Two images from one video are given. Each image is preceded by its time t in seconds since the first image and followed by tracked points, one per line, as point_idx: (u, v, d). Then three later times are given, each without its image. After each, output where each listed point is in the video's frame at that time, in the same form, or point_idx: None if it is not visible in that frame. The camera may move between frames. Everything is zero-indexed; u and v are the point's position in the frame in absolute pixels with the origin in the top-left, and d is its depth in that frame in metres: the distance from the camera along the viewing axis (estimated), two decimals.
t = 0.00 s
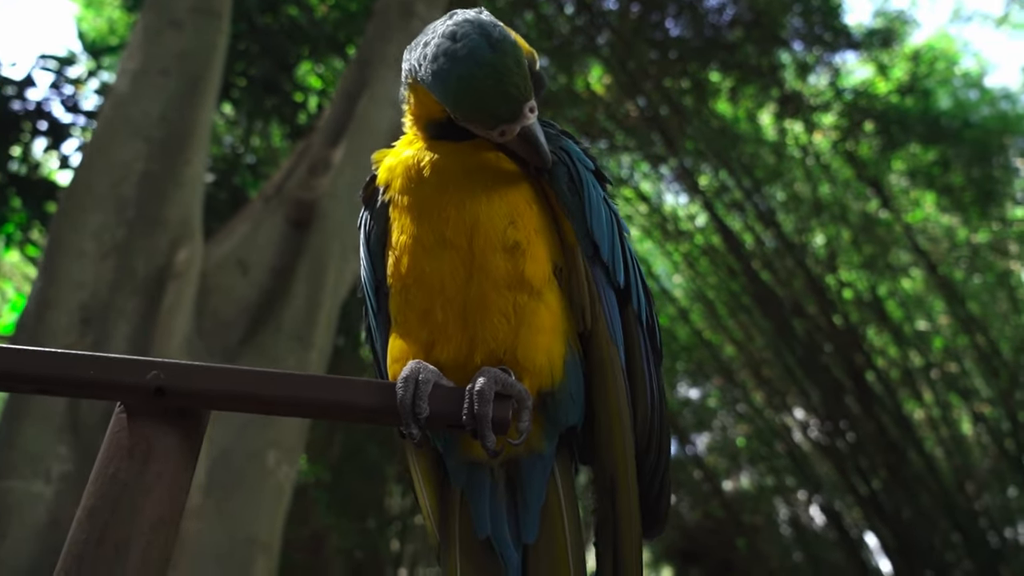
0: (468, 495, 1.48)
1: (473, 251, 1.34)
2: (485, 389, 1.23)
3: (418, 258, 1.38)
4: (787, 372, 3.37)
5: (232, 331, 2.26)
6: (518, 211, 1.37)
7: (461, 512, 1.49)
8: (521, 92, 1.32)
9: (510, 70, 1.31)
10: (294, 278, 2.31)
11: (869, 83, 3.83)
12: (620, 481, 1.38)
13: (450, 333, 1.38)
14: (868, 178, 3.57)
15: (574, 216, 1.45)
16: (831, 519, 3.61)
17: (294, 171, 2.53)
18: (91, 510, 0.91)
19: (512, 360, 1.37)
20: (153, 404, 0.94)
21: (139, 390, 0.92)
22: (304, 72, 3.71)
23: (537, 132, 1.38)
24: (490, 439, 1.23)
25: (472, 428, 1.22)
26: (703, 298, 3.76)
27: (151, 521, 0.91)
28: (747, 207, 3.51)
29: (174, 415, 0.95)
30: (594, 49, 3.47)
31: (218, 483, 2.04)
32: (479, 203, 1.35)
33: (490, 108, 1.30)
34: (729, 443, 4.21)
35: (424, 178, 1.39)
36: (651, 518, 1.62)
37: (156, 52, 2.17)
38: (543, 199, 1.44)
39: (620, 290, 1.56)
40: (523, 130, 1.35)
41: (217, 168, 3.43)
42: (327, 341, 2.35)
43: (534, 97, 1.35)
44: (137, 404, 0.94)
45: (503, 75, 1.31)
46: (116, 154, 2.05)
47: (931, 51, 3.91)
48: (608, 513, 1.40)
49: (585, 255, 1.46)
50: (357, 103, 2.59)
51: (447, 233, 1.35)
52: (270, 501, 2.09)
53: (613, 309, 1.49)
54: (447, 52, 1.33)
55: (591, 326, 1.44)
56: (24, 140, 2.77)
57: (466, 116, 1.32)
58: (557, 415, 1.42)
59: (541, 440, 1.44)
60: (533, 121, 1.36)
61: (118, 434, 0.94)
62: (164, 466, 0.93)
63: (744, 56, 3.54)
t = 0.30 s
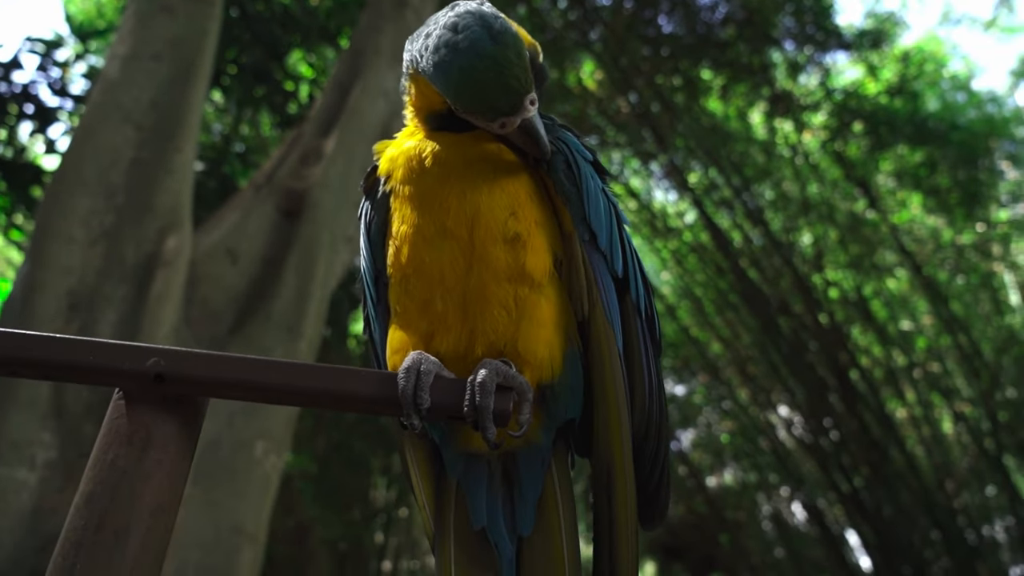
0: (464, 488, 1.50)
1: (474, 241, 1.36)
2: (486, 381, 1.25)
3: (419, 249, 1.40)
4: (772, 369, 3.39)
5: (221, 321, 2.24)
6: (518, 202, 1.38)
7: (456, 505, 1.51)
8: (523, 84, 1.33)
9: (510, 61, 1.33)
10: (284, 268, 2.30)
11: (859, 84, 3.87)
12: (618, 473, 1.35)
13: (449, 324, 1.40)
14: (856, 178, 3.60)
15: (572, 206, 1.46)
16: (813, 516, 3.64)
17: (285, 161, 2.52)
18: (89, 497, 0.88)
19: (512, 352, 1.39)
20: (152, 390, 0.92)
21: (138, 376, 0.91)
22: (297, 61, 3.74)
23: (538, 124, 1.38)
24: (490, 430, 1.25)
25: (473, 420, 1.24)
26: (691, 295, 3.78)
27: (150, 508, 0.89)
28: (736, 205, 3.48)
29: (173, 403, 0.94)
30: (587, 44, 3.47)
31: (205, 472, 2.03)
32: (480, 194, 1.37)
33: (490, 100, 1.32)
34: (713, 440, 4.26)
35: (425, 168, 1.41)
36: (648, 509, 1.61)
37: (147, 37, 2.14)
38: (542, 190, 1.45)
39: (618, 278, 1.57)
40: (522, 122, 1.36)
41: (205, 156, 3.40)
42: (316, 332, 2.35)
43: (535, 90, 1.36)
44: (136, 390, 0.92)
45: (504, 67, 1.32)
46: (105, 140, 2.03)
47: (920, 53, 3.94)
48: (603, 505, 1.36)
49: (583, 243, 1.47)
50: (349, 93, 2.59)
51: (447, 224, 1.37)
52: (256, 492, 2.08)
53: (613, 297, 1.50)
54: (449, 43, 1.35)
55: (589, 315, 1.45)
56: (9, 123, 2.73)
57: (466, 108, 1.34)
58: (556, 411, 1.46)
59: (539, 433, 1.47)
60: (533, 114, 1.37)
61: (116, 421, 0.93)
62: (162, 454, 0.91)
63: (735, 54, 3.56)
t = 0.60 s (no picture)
0: (464, 484, 1.54)
1: (477, 238, 1.37)
2: (490, 378, 1.27)
3: (421, 245, 1.41)
4: (759, 371, 3.41)
5: (210, 315, 2.22)
6: (522, 200, 1.40)
7: (457, 500, 1.55)
8: (527, 82, 1.35)
9: (516, 60, 1.34)
10: (275, 261, 2.29)
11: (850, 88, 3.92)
12: (623, 469, 1.40)
13: (451, 320, 1.41)
14: (845, 182, 3.63)
15: (577, 205, 1.48)
16: (798, 517, 3.65)
17: (277, 154, 2.52)
18: (91, 490, 0.87)
19: (516, 350, 1.41)
20: (155, 383, 0.92)
21: (141, 369, 0.91)
22: (288, 55, 3.71)
23: (543, 121, 1.41)
24: (494, 428, 1.25)
25: (477, 418, 1.24)
26: (679, 295, 3.79)
27: (152, 501, 0.88)
28: (725, 207, 3.52)
29: (176, 395, 0.93)
30: (580, 43, 3.48)
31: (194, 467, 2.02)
32: (483, 190, 1.38)
33: (496, 99, 1.33)
34: (699, 440, 4.26)
35: (429, 164, 1.43)
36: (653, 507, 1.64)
37: (139, 27, 2.13)
38: (546, 188, 1.47)
39: (621, 278, 1.60)
40: (528, 119, 1.38)
41: (195, 149, 3.38)
42: (306, 328, 2.33)
43: (539, 87, 1.38)
44: (139, 382, 0.92)
45: (509, 66, 1.33)
46: (95, 129, 2.00)
47: (909, 58, 4.02)
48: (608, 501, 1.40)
49: (587, 243, 1.49)
50: (342, 88, 2.59)
51: (450, 220, 1.38)
52: (245, 488, 2.07)
53: (614, 296, 1.53)
54: (454, 41, 1.35)
55: (592, 314, 1.48)
56: None
57: (472, 106, 1.35)
58: (558, 407, 1.49)
59: (541, 431, 1.50)
60: (538, 111, 1.39)
61: (118, 415, 0.92)
62: (164, 447, 0.90)
63: (727, 57, 3.66)
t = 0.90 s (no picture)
0: (468, 484, 1.54)
1: (485, 237, 1.38)
2: (500, 379, 1.26)
3: (430, 243, 1.42)
4: (743, 374, 3.43)
5: (199, 311, 2.19)
6: (530, 200, 1.41)
7: (461, 500, 1.55)
8: (544, 80, 1.39)
9: (533, 58, 1.38)
10: (265, 258, 2.27)
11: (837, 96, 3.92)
12: (616, 472, 1.43)
13: (459, 319, 1.42)
14: (831, 189, 3.67)
15: (587, 208, 1.50)
16: (779, 520, 3.68)
17: (267, 150, 2.50)
18: (96, 486, 0.87)
19: (523, 351, 1.41)
20: (162, 380, 0.91)
21: (149, 365, 0.91)
22: (279, 50, 3.69)
23: (557, 121, 1.44)
24: (502, 428, 1.24)
25: (486, 418, 1.24)
26: (666, 299, 3.81)
27: (158, 498, 0.88)
28: (714, 211, 3.53)
29: (183, 392, 0.93)
30: (571, 45, 3.49)
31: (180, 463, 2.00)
32: (492, 190, 1.39)
33: (514, 95, 1.37)
34: (682, 444, 4.30)
35: (437, 162, 1.44)
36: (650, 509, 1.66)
37: (131, 19, 2.12)
38: (555, 190, 1.49)
39: (628, 285, 1.61)
40: (544, 117, 1.42)
41: (183, 142, 3.35)
42: (295, 325, 2.33)
43: (556, 86, 1.42)
44: (146, 378, 0.92)
45: (527, 64, 1.37)
46: (85, 121, 1.99)
47: (896, 68, 4.07)
48: (598, 506, 1.46)
49: (596, 247, 1.51)
50: (335, 85, 2.59)
51: (459, 218, 1.39)
52: (231, 484, 2.06)
53: (620, 301, 1.55)
54: (471, 40, 1.40)
55: (598, 318, 1.50)
56: None
57: (487, 104, 1.39)
58: (563, 409, 1.49)
59: (546, 432, 1.50)
60: (554, 109, 1.43)
61: (123, 411, 0.92)
62: (171, 443, 0.90)
63: (717, 61, 3.67)
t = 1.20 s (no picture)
0: (470, 485, 1.56)
1: (492, 239, 1.40)
2: (507, 380, 1.32)
3: (437, 244, 1.43)
4: (730, 378, 3.44)
5: (189, 307, 2.18)
6: (538, 203, 1.43)
7: (463, 501, 1.57)
8: (552, 72, 1.38)
9: (540, 53, 1.38)
10: (256, 256, 2.26)
11: (827, 102, 3.99)
12: (637, 476, 1.44)
13: (465, 321, 1.44)
14: (820, 196, 3.70)
15: (600, 206, 1.49)
16: (764, 523, 3.69)
17: (259, 147, 2.49)
18: (101, 484, 0.89)
19: (529, 353, 1.44)
20: (167, 376, 0.92)
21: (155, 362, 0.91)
22: (270, 47, 3.67)
23: (566, 112, 1.45)
24: (510, 430, 1.28)
25: (492, 419, 1.28)
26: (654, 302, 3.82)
27: (163, 496, 0.89)
28: (703, 216, 3.56)
29: (188, 390, 0.94)
30: (564, 47, 3.50)
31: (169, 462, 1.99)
32: (499, 192, 1.41)
33: (521, 88, 1.36)
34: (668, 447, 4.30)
35: (445, 163, 1.45)
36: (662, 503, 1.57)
37: (123, 14, 2.11)
38: (564, 189, 1.50)
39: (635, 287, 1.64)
40: (553, 108, 1.42)
41: (173, 138, 3.33)
42: (285, 324, 2.33)
43: (563, 77, 1.41)
44: (151, 375, 0.93)
45: (533, 56, 1.37)
46: (75, 115, 1.98)
47: (885, 76, 4.12)
48: (618, 514, 1.47)
49: (608, 243, 1.51)
50: (327, 83, 2.58)
51: (466, 220, 1.40)
52: (220, 483, 2.04)
53: (633, 298, 1.54)
54: (475, 38, 1.41)
55: (606, 316, 1.52)
56: None
57: (493, 98, 1.38)
58: (566, 412, 1.53)
59: (550, 434, 1.53)
60: (562, 101, 1.43)
61: (129, 408, 0.93)
62: (175, 441, 0.91)
63: (709, 67, 3.69)
